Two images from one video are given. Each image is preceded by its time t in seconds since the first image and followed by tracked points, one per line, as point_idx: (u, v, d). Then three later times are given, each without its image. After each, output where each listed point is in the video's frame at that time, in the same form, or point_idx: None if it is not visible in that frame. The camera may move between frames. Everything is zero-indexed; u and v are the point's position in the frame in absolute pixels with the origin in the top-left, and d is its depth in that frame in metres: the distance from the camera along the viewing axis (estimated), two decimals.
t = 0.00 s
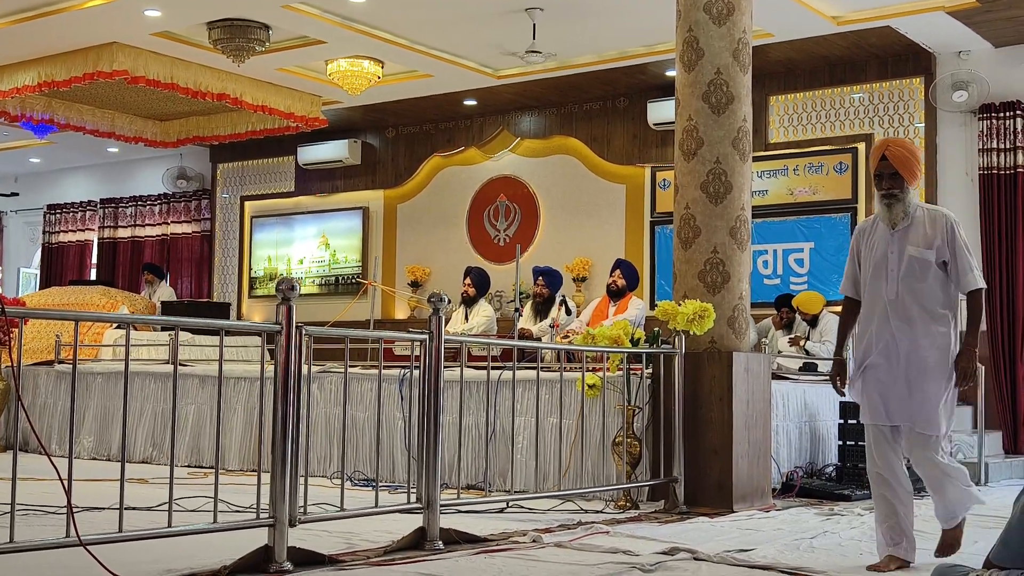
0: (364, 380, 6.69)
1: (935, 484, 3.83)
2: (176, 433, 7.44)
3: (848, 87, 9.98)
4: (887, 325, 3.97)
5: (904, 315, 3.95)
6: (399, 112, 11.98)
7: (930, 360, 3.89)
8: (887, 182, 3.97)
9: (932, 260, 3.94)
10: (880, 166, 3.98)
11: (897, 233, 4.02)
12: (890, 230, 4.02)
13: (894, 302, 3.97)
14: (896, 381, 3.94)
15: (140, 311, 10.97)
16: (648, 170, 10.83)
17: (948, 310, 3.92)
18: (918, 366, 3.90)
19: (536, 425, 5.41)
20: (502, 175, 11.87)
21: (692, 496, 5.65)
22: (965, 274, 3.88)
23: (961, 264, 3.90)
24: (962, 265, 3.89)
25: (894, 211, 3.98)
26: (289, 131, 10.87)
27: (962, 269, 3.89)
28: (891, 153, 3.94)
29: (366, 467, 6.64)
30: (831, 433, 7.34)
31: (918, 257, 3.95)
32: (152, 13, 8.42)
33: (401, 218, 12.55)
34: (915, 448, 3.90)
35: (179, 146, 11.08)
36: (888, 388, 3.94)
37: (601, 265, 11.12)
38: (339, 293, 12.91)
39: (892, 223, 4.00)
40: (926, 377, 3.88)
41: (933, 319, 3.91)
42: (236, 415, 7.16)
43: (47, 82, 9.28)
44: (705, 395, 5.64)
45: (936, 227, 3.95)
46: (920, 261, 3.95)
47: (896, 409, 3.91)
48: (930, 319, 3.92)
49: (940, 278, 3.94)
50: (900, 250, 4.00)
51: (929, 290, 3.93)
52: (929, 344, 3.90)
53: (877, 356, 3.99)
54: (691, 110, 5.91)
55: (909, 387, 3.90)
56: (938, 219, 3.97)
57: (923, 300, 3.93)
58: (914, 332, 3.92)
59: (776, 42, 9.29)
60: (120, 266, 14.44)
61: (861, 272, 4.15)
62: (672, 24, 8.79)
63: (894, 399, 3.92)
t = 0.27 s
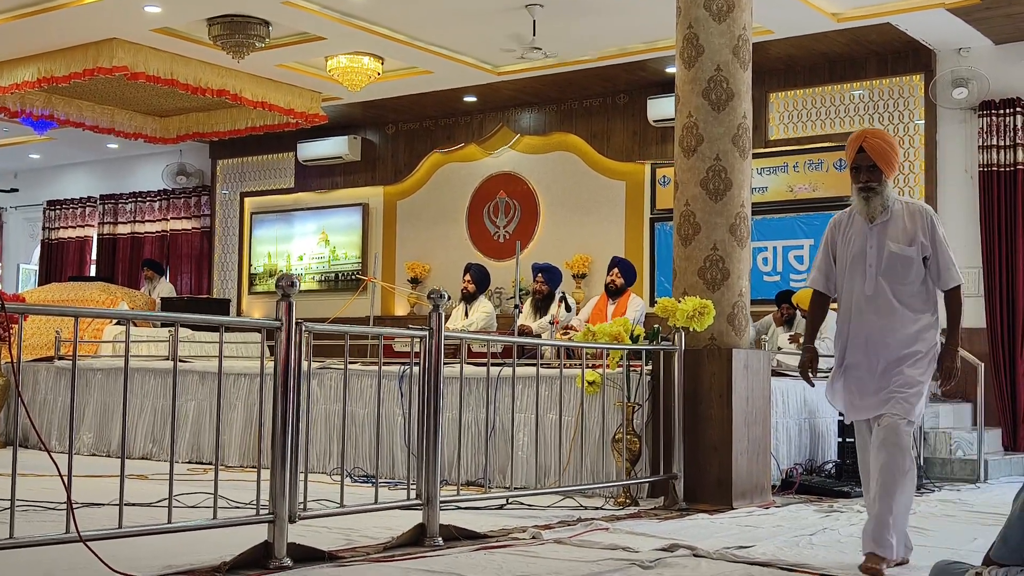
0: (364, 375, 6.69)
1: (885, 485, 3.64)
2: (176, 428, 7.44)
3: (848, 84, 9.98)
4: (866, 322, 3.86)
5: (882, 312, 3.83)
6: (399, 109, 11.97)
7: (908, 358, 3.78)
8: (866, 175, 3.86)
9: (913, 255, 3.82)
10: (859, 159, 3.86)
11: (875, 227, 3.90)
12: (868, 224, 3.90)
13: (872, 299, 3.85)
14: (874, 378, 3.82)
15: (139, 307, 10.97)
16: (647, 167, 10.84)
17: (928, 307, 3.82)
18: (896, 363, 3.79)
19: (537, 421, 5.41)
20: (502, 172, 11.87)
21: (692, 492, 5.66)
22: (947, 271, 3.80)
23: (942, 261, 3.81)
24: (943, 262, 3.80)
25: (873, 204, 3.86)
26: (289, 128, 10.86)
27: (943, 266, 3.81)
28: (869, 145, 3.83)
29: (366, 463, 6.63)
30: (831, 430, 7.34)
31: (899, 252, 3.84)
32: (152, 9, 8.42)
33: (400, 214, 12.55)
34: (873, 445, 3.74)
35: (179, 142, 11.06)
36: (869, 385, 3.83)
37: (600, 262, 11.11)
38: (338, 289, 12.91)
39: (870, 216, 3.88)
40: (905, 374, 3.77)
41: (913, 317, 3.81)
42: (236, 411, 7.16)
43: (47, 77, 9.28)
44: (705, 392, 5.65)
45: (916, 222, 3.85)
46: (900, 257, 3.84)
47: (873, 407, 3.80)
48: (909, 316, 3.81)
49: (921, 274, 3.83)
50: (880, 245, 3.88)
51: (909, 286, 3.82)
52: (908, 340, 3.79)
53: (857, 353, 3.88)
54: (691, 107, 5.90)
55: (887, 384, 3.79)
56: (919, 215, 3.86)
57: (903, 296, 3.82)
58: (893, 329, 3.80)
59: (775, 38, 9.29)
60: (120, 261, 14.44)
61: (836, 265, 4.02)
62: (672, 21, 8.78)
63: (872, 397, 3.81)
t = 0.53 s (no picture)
0: (364, 374, 6.69)
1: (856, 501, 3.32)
2: (176, 425, 7.44)
3: (849, 83, 9.98)
4: (841, 323, 3.52)
5: (858, 312, 3.50)
6: (399, 107, 11.96)
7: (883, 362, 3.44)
8: (851, 166, 3.55)
9: (894, 254, 3.50)
10: (845, 148, 3.57)
11: (856, 222, 3.56)
12: (849, 217, 3.57)
13: (848, 298, 3.52)
14: (846, 382, 3.49)
15: (139, 305, 10.96)
16: (648, 165, 10.83)
17: (907, 309, 3.49)
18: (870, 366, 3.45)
19: (537, 419, 5.41)
20: (502, 171, 11.86)
21: (692, 490, 5.66)
22: (928, 272, 3.47)
23: (924, 261, 3.48)
24: (925, 262, 3.47)
25: (857, 197, 3.54)
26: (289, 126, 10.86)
27: (926, 267, 3.47)
28: (855, 135, 3.54)
29: (366, 461, 6.63)
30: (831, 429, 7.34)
31: (879, 250, 3.51)
32: (152, 7, 8.41)
33: (400, 213, 12.54)
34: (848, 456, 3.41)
35: (179, 140, 11.04)
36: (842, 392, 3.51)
37: (601, 261, 11.11)
38: (338, 288, 12.91)
39: (853, 210, 3.55)
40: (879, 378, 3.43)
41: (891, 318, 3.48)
42: (236, 409, 7.16)
43: (47, 75, 9.28)
44: (705, 391, 5.65)
45: (899, 218, 3.52)
46: (879, 255, 3.51)
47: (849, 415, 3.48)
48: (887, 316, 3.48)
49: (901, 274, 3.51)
50: (858, 241, 3.55)
51: (887, 286, 3.49)
52: (884, 343, 3.45)
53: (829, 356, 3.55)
54: (692, 106, 5.90)
55: (859, 389, 3.45)
56: (902, 211, 3.54)
57: (881, 298, 3.49)
58: (868, 330, 3.47)
59: (776, 37, 9.28)
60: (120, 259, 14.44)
61: (812, 261, 3.68)
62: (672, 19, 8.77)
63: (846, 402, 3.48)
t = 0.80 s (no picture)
0: (365, 374, 6.69)
1: (852, 504, 3.37)
2: (176, 424, 7.44)
3: (850, 83, 9.98)
4: (819, 313, 3.53)
5: (836, 302, 3.51)
6: (400, 106, 11.97)
7: (861, 352, 3.45)
8: (834, 150, 3.56)
9: (874, 242, 3.51)
10: (828, 132, 3.56)
11: (838, 209, 3.58)
12: (830, 204, 3.59)
13: (827, 287, 3.53)
14: (823, 373, 3.51)
15: (140, 304, 10.96)
16: (649, 165, 10.83)
17: (885, 298, 3.48)
18: (848, 357, 3.47)
19: (537, 419, 5.42)
20: (503, 170, 11.86)
21: (692, 490, 5.66)
22: (905, 261, 3.47)
23: (904, 248, 3.47)
24: (905, 250, 3.47)
25: (839, 183, 3.54)
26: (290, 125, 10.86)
27: (905, 254, 3.47)
28: (840, 118, 3.50)
29: (366, 461, 6.62)
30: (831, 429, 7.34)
31: (859, 238, 3.52)
32: (153, 6, 8.41)
33: (401, 212, 12.55)
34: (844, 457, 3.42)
35: (180, 139, 11.04)
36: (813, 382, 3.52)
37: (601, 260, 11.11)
38: (339, 287, 12.91)
39: (835, 196, 3.56)
40: (857, 371, 3.45)
41: (869, 309, 3.48)
42: (237, 409, 7.16)
43: (48, 75, 9.28)
44: (705, 390, 5.65)
45: (880, 206, 3.53)
46: (859, 244, 3.52)
47: (823, 407, 3.50)
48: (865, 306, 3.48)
49: (881, 262, 3.50)
50: (838, 229, 3.56)
51: (864, 274, 3.50)
52: (862, 333, 3.46)
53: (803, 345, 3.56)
54: (693, 106, 5.90)
55: (836, 381, 3.48)
56: (885, 198, 3.54)
57: (858, 286, 3.49)
58: (846, 321, 3.49)
59: (777, 37, 9.28)
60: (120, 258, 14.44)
61: (793, 249, 3.71)
62: (673, 19, 8.77)
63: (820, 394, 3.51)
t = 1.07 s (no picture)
0: (364, 372, 6.68)
1: (836, 509, 3.13)
2: (177, 423, 7.44)
3: (851, 82, 9.97)
4: (796, 315, 3.18)
5: (815, 304, 3.17)
6: (400, 105, 11.96)
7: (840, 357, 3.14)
8: (807, 145, 3.22)
9: (851, 239, 3.19)
10: (799, 126, 3.23)
11: (810, 205, 3.25)
12: (803, 200, 3.25)
13: (803, 289, 3.19)
14: (799, 380, 3.16)
15: (140, 302, 10.96)
16: (649, 164, 10.84)
17: (864, 298, 3.17)
18: (828, 361, 3.15)
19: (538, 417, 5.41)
20: (503, 169, 11.86)
21: (691, 489, 5.66)
22: (888, 257, 3.16)
23: (882, 245, 3.17)
24: (883, 246, 3.17)
25: (813, 178, 3.21)
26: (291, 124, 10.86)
27: (885, 251, 3.16)
28: (813, 111, 3.18)
29: (366, 460, 6.63)
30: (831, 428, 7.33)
31: (836, 234, 3.20)
32: (154, 5, 8.41)
33: (401, 211, 12.55)
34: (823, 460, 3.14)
35: (181, 138, 11.05)
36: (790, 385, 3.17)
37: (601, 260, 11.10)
38: (339, 286, 12.91)
39: (808, 192, 3.23)
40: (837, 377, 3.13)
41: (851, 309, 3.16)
42: (237, 407, 7.16)
43: (48, 73, 9.27)
44: (705, 390, 5.65)
45: (856, 200, 3.22)
46: (836, 240, 3.20)
47: (800, 414, 3.13)
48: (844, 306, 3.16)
49: (859, 259, 3.19)
50: (814, 225, 3.22)
51: (844, 275, 3.17)
52: (843, 337, 3.14)
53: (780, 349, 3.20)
54: (693, 105, 5.90)
55: (816, 388, 3.14)
56: (860, 191, 3.23)
57: (838, 288, 3.17)
58: (825, 324, 3.15)
59: (778, 36, 9.28)
60: (121, 257, 14.43)
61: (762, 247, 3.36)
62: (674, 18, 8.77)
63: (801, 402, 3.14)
